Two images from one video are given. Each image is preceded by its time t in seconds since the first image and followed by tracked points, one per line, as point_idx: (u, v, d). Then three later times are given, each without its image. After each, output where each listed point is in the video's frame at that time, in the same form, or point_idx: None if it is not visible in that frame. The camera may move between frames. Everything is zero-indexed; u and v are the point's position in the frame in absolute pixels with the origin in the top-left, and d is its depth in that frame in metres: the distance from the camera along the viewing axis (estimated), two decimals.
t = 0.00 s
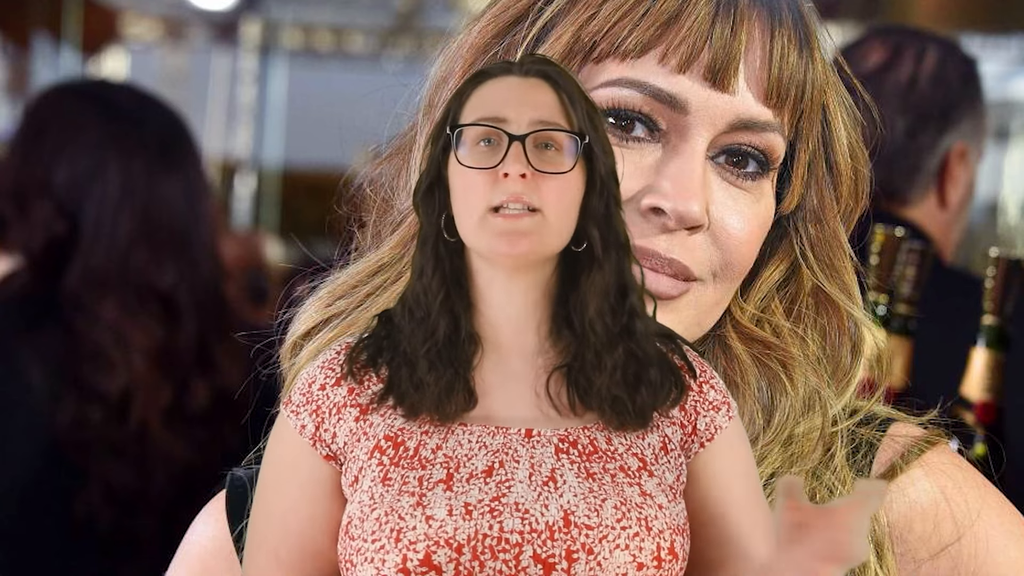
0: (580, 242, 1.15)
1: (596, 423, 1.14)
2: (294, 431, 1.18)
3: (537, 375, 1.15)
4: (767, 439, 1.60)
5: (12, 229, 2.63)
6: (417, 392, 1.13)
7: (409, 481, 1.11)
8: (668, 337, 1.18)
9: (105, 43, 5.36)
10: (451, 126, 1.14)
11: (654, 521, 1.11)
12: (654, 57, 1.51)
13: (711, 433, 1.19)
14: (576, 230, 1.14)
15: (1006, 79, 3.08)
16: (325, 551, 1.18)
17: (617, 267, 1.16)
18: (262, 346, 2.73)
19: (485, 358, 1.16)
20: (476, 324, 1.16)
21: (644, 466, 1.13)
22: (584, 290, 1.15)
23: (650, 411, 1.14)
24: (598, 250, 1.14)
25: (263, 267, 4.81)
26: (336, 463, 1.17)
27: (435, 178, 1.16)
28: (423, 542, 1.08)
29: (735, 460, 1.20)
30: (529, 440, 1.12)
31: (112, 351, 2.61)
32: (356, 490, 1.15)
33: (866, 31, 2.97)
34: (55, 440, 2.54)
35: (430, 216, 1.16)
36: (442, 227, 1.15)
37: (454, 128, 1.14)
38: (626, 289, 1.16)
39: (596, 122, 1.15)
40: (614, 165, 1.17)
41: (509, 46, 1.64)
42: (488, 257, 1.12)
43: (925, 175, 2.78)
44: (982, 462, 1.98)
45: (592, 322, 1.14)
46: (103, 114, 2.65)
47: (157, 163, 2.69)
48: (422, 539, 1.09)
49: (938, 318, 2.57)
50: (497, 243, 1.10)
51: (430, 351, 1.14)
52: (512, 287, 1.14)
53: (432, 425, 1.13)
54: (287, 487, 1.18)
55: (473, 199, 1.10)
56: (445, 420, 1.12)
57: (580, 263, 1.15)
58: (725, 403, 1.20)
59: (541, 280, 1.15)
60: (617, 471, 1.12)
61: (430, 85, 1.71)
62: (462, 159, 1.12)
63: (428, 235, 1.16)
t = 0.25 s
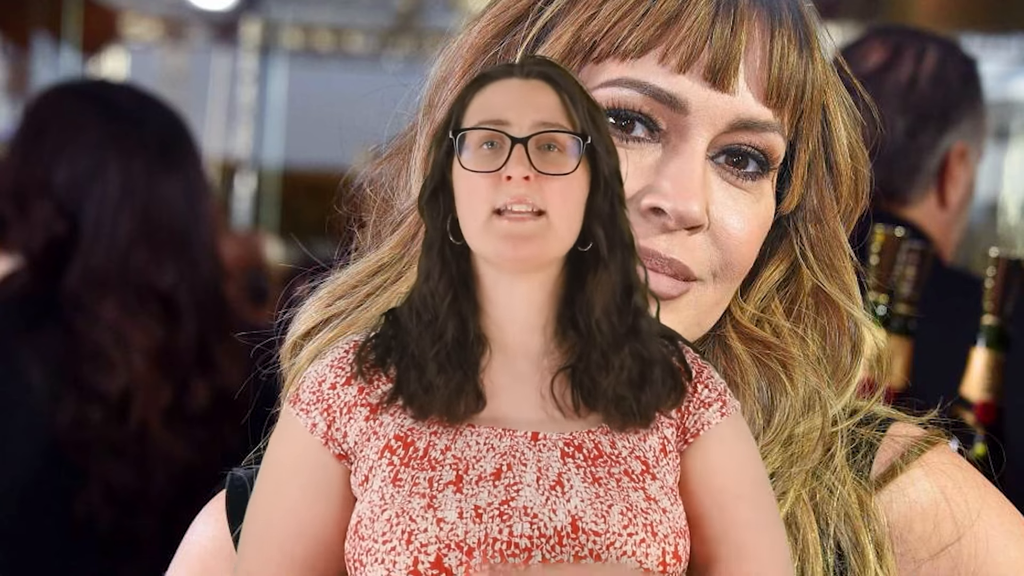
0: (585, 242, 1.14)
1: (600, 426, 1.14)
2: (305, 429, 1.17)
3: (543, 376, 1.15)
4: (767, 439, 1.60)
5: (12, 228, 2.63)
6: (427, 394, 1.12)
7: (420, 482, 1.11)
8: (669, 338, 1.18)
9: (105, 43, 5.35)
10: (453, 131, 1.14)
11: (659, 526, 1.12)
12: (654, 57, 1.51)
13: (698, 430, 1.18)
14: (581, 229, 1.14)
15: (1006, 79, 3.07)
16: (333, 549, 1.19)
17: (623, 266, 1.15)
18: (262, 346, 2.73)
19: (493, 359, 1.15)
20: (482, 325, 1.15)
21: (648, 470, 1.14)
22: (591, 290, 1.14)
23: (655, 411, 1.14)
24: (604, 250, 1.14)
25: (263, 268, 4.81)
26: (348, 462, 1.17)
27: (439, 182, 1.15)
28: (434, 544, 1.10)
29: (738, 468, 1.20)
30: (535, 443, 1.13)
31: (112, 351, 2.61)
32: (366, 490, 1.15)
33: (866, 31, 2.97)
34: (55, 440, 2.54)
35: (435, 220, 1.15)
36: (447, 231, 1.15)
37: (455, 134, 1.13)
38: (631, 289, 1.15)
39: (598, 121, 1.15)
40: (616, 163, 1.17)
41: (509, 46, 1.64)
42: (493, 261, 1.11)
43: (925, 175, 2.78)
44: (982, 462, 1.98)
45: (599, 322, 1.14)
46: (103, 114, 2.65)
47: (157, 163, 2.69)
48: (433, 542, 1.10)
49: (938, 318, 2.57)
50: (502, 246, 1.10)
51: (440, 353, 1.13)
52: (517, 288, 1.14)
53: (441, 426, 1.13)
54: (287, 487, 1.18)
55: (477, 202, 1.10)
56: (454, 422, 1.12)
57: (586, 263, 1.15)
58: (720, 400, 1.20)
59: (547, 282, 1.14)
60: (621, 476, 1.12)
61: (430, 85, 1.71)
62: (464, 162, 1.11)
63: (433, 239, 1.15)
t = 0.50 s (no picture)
0: (581, 250, 1.14)
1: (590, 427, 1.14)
2: (301, 417, 1.18)
3: (533, 379, 1.15)
4: (767, 439, 1.61)
5: (12, 228, 2.63)
6: (417, 392, 1.13)
7: (407, 475, 1.12)
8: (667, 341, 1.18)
9: (106, 43, 5.40)
10: (457, 130, 1.14)
11: (646, 524, 1.11)
12: (654, 57, 1.51)
13: (701, 432, 1.18)
14: (578, 237, 1.13)
15: (1006, 79, 3.03)
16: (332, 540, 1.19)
17: (621, 277, 1.14)
18: (262, 346, 2.73)
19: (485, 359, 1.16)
20: (477, 325, 1.15)
21: (637, 469, 1.14)
22: (587, 298, 1.14)
23: (645, 424, 1.13)
24: (602, 261, 1.13)
25: (263, 267, 4.81)
26: (345, 451, 1.18)
27: (440, 178, 1.15)
28: (418, 535, 1.10)
29: (740, 474, 1.19)
30: (524, 439, 1.13)
31: (112, 351, 2.61)
32: (357, 482, 1.15)
33: (866, 31, 2.96)
34: (55, 440, 2.55)
35: (435, 216, 1.15)
36: (446, 228, 1.15)
37: (460, 132, 1.13)
38: (629, 301, 1.14)
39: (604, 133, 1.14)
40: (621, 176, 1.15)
41: (509, 46, 1.64)
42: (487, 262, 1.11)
43: (925, 175, 2.78)
44: (982, 462, 1.98)
45: (595, 333, 1.14)
46: (103, 113, 2.65)
47: (157, 163, 2.69)
48: (418, 533, 1.10)
49: (938, 318, 2.57)
50: (492, 249, 1.10)
51: (431, 351, 1.13)
52: (508, 289, 1.14)
53: (432, 420, 1.13)
54: (284, 479, 1.19)
55: (473, 206, 1.10)
56: (445, 417, 1.13)
57: (584, 272, 1.14)
58: (720, 402, 1.19)
59: (541, 285, 1.14)
60: (609, 474, 1.12)
61: (430, 85, 1.71)
62: (466, 163, 1.11)
63: (432, 234, 1.15)
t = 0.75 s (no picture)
0: (578, 246, 1.14)
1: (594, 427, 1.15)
2: (301, 422, 1.18)
3: (537, 377, 1.15)
4: (767, 439, 1.61)
5: (12, 228, 2.63)
6: (417, 396, 1.12)
7: (408, 481, 1.13)
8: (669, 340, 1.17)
9: (106, 43, 5.40)
10: (446, 134, 1.14)
11: (648, 528, 1.12)
12: (654, 57, 1.51)
13: (707, 440, 1.18)
14: (573, 234, 1.13)
15: (1006, 79, 3.03)
16: (329, 543, 1.20)
17: (616, 270, 1.14)
18: (262, 346, 2.73)
19: (484, 361, 1.15)
20: (474, 327, 1.14)
21: (639, 472, 1.14)
22: (583, 293, 1.13)
23: (646, 419, 1.13)
24: (596, 255, 1.13)
25: (263, 267, 4.81)
26: (343, 456, 1.18)
27: (435, 182, 1.15)
28: (418, 542, 1.10)
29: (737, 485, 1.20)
30: (527, 442, 1.13)
31: (112, 351, 2.61)
32: (359, 487, 1.16)
33: (865, 31, 2.96)
34: (55, 440, 2.54)
35: (430, 219, 1.14)
36: (443, 229, 1.14)
37: (449, 137, 1.13)
38: (625, 295, 1.14)
39: (595, 126, 1.13)
40: (615, 169, 1.15)
41: (509, 46, 1.64)
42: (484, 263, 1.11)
43: (925, 175, 2.78)
44: (982, 462, 1.98)
45: (590, 328, 1.13)
46: (103, 113, 2.65)
47: (157, 163, 2.69)
48: (417, 539, 1.11)
49: (938, 318, 2.57)
50: (490, 250, 1.10)
51: (431, 354, 1.12)
52: (506, 291, 1.13)
53: (432, 425, 1.14)
54: (284, 481, 1.18)
55: (467, 207, 1.10)
56: (445, 421, 1.13)
57: (579, 267, 1.14)
58: (725, 410, 1.20)
59: (540, 284, 1.14)
60: (612, 477, 1.13)
61: (430, 85, 1.71)
62: (457, 167, 1.11)
63: (428, 237, 1.14)
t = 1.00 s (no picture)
0: (577, 247, 1.14)
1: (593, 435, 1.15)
2: (303, 427, 1.18)
3: (537, 381, 1.16)
4: (768, 439, 1.61)
5: (12, 228, 2.63)
6: (419, 403, 1.12)
7: (411, 490, 1.12)
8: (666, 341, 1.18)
9: (106, 43, 5.40)
10: (441, 145, 1.14)
11: (650, 541, 1.12)
12: (654, 57, 1.51)
13: (700, 442, 1.18)
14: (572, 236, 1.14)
15: (1006, 79, 3.03)
16: (328, 547, 1.20)
17: (614, 271, 1.14)
18: (262, 346, 2.73)
19: (486, 366, 1.16)
20: (476, 332, 1.16)
21: (640, 483, 1.14)
22: (581, 296, 1.14)
23: (641, 422, 1.13)
24: (594, 257, 1.13)
25: (263, 267, 4.81)
26: (344, 461, 1.18)
27: (432, 191, 1.15)
28: (422, 554, 1.10)
29: (740, 484, 1.19)
30: (529, 452, 1.13)
31: (112, 351, 2.60)
32: (359, 493, 1.15)
33: (865, 31, 2.96)
34: (55, 440, 2.54)
35: (429, 227, 1.15)
36: (442, 236, 1.15)
37: (444, 149, 1.13)
38: (622, 297, 1.14)
39: (592, 128, 1.14)
40: (614, 171, 1.15)
41: (509, 46, 1.64)
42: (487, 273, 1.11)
43: (925, 175, 2.79)
44: (982, 462, 1.98)
45: (587, 330, 1.14)
46: (103, 114, 2.65)
47: (157, 163, 2.69)
48: (422, 551, 1.10)
49: (938, 318, 2.57)
50: (491, 259, 1.10)
51: (432, 361, 1.13)
52: (508, 297, 1.14)
53: (434, 432, 1.14)
54: (284, 487, 1.18)
55: (465, 216, 1.10)
56: (447, 428, 1.13)
57: (579, 268, 1.15)
58: (722, 408, 1.20)
59: (541, 288, 1.14)
60: (614, 488, 1.12)
61: (430, 85, 1.71)
62: (454, 176, 1.11)
63: (427, 245, 1.15)
